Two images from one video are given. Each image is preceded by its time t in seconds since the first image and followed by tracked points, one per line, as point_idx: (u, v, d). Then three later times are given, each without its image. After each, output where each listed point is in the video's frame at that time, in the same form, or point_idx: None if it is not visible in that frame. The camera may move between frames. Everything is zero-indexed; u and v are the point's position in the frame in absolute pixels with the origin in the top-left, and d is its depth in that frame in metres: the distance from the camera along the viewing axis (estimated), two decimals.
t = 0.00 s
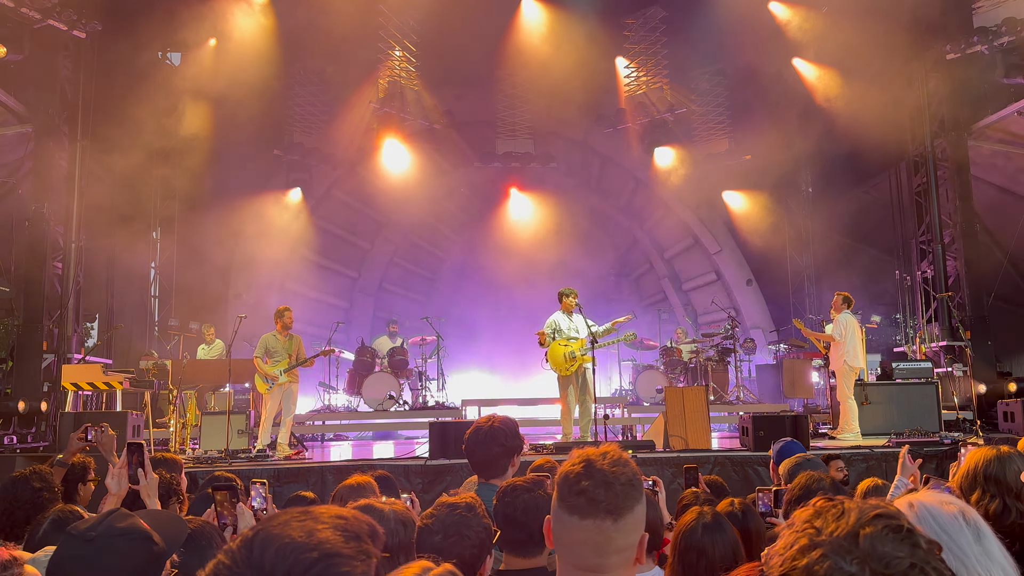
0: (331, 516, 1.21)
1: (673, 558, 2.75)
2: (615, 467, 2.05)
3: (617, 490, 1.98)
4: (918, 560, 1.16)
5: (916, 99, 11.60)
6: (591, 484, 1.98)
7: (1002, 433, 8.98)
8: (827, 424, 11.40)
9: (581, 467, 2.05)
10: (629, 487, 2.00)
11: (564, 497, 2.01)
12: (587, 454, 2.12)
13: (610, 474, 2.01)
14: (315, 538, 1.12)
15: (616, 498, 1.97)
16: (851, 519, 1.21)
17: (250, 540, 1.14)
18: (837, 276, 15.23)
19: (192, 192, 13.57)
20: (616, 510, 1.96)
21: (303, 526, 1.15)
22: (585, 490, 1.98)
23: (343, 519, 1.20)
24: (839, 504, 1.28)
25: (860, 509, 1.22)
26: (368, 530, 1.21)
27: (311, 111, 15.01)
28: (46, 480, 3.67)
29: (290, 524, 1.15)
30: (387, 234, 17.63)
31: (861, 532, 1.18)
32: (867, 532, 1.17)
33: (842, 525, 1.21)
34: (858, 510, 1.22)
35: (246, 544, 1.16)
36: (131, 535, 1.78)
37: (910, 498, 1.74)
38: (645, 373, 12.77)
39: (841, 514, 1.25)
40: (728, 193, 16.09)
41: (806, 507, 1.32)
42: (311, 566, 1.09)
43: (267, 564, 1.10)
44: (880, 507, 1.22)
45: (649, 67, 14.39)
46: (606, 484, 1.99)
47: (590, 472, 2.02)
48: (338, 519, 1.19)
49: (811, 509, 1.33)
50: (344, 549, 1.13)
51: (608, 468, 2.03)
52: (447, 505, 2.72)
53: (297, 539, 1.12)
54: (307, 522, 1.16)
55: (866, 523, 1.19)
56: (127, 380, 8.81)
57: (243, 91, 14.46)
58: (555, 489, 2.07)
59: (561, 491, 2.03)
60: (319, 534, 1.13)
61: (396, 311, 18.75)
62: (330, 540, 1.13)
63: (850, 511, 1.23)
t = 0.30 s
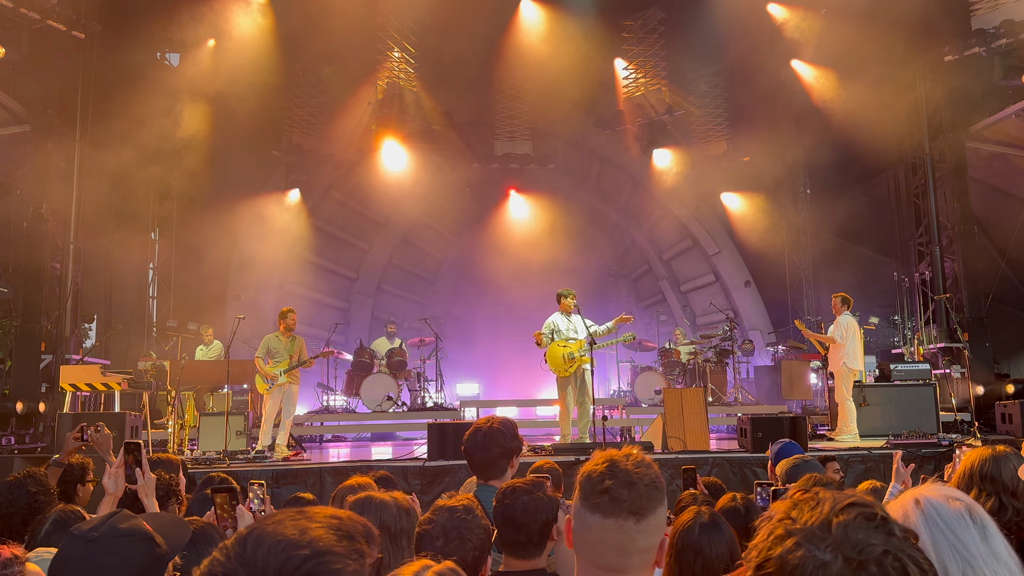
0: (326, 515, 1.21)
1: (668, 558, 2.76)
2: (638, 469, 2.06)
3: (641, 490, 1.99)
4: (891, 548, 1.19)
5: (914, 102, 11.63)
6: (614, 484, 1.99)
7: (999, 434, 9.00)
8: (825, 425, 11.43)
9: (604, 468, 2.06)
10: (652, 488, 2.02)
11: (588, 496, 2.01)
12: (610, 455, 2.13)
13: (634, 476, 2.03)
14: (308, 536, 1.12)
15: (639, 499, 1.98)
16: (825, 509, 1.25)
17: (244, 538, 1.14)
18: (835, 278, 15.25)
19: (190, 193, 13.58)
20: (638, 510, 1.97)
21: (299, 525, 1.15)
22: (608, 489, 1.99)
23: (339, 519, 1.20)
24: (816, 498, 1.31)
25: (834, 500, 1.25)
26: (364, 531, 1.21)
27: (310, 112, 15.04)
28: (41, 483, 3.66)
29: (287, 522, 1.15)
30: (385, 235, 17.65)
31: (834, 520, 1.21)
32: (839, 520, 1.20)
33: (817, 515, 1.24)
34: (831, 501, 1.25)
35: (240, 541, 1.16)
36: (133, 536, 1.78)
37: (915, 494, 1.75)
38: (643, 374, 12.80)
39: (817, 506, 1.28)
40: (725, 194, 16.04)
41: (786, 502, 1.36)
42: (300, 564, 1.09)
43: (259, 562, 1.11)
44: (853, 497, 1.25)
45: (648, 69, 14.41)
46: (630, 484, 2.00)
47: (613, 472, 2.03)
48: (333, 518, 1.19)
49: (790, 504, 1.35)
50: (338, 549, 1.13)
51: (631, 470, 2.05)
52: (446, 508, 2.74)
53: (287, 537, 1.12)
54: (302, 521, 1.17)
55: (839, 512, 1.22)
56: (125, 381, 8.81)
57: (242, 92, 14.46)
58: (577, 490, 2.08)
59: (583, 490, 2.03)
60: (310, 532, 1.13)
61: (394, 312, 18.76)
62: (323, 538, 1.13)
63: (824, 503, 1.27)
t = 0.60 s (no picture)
0: (319, 515, 1.20)
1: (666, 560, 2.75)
2: (640, 465, 2.07)
3: (644, 484, 2.00)
4: (884, 558, 1.18)
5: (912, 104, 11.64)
6: (618, 477, 1.99)
7: (997, 436, 9.01)
8: (823, 426, 11.44)
9: (607, 462, 2.06)
10: (654, 483, 2.03)
11: (591, 490, 2.01)
12: (611, 451, 2.14)
13: (636, 470, 2.03)
14: (300, 537, 1.12)
15: (643, 492, 1.98)
16: (816, 520, 1.24)
17: (237, 537, 1.14)
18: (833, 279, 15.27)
19: (188, 194, 13.56)
20: (642, 504, 1.97)
21: (292, 525, 1.14)
22: (612, 483, 1.99)
23: (333, 519, 1.20)
24: (808, 507, 1.31)
25: (825, 509, 1.25)
26: (356, 531, 1.20)
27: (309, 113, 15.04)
28: (38, 483, 3.64)
29: (280, 522, 1.15)
30: (384, 235, 17.63)
31: (826, 532, 1.21)
32: (832, 532, 1.20)
33: (808, 527, 1.24)
34: (823, 512, 1.24)
35: (233, 539, 1.15)
36: (129, 539, 1.77)
37: (928, 505, 1.75)
38: (641, 376, 12.83)
39: (810, 516, 1.27)
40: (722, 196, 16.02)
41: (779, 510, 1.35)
42: (293, 563, 1.08)
43: (251, 562, 1.10)
44: (845, 506, 1.24)
45: (646, 70, 14.42)
46: (633, 477, 2.00)
47: (616, 467, 2.03)
48: (327, 518, 1.19)
49: (784, 515, 1.35)
50: (330, 549, 1.12)
51: (634, 464, 2.06)
52: (449, 506, 2.72)
53: (280, 537, 1.11)
54: (296, 521, 1.16)
55: (831, 523, 1.21)
56: (123, 381, 8.79)
57: (241, 92, 14.44)
58: (579, 484, 2.08)
59: (586, 485, 2.03)
60: (304, 532, 1.13)
61: (393, 313, 18.75)
62: (315, 538, 1.12)
63: (817, 513, 1.26)
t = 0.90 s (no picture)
0: (327, 515, 1.19)
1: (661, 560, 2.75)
2: (615, 461, 2.09)
3: (620, 478, 2.01)
4: (903, 558, 1.18)
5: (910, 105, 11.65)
6: (596, 472, 2.00)
7: (995, 437, 9.00)
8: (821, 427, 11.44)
9: (583, 460, 2.07)
10: (630, 477, 2.04)
11: (570, 486, 2.01)
12: (586, 451, 2.15)
13: (613, 465, 2.05)
14: (309, 537, 1.11)
15: (620, 485, 1.99)
16: (836, 520, 1.25)
17: (245, 538, 1.14)
18: (831, 280, 15.28)
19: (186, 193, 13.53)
20: (620, 496, 1.97)
21: (301, 526, 1.14)
22: (590, 477, 1.99)
23: (342, 520, 1.19)
24: (825, 506, 1.32)
25: (845, 509, 1.25)
26: (366, 531, 1.19)
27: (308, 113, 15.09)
28: (33, 485, 3.63)
29: (287, 523, 1.14)
30: (382, 236, 17.62)
31: (846, 532, 1.22)
32: (851, 532, 1.21)
33: (827, 527, 1.25)
34: (841, 512, 1.25)
35: (243, 541, 1.15)
36: (132, 537, 1.77)
37: (943, 501, 1.74)
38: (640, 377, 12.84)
39: (828, 515, 1.28)
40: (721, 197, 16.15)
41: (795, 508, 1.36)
42: (300, 564, 1.08)
43: (259, 561, 1.09)
44: (865, 507, 1.25)
45: (645, 71, 14.42)
46: (610, 471, 2.02)
47: (593, 463, 2.04)
48: (336, 519, 1.18)
49: (801, 513, 1.37)
50: (338, 548, 1.11)
51: (610, 461, 2.07)
52: (448, 507, 2.69)
53: (288, 538, 1.10)
54: (303, 521, 1.15)
55: (850, 523, 1.22)
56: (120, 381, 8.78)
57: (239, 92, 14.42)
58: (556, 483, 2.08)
59: (564, 482, 2.03)
60: (312, 533, 1.12)
61: (391, 313, 18.74)
62: (323, 539, 1.12)
63: (834, 513, 1.27)
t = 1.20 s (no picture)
0: (337, 512, 1.19)
1: (662, 561, 2.75)
2: (615, 459, 2.08)
3: (621, 476, 2.01)
4: (902, 555, 1.19)
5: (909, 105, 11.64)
6: (597, 470, 1.99)
7: (994, 438, 9.00)
8: (819, 428, 11.43)
9: (584, 458, 2.06)
10: (630, 475, 2.03)
11: (570, 485, 2.00)
12: (586, 450, 2.15)
13: (613, 463, 2.05)
14: (321, 535, 1.11)
15: (621, 484, 1.99)
16: (837, 515, 1.25)
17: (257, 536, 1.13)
18: (830, 281, 15.28)
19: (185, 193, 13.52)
20: (621, 495, 1.97)
21: (312, 523, 1.14)
22: (591, 475, 1.99)
23: (353, 516, 1.18)
24: (824, 501, 1.33)
25: (845, 505, 1.26)
26: (378, 529, 1.19)
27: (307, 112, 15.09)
28: (33, 484, 3.62)
29: (298, 521, 1.14)
30: (381, 235, 17.61)
31: (846, 527, 1.22)
32: (850, 527, 1.21)
33: (828, 521, 1.25)
34: (842, 507, 1.26)
35: (255, 539, 1.15)
36: (131, 537, 1.76)
37: (944, 505, 1.75)
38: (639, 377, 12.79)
39: (827, 510, 1.29)
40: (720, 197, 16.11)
41: (793, 503, 1.37)
42: (314, 562, 1.08)
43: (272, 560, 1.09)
44: (865, 503, 1.26)
45: (645, 70, 14.42)
46: (611, 470, 2.01)
47: (594, 461, 2.04)
48: (347, 517, 1.17)
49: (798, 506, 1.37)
50: (350, 546, 1.11)
51: (610, 459, 2.07)
52: (449, 505, 2.70)
53: (301, 536, 1.10)
54: (314, 519, 1.15)
55: (850, 518, 1.23)
56: (119, 379, 8.77)
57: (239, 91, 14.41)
58: (556, 481, 2.06)
59: (564, 481, 2.02)
60: (325, 531, 1.12)
61: (390, 313, 18.72)
62: (336, 537, 1.11)
63: (834, 508, 1.28)
